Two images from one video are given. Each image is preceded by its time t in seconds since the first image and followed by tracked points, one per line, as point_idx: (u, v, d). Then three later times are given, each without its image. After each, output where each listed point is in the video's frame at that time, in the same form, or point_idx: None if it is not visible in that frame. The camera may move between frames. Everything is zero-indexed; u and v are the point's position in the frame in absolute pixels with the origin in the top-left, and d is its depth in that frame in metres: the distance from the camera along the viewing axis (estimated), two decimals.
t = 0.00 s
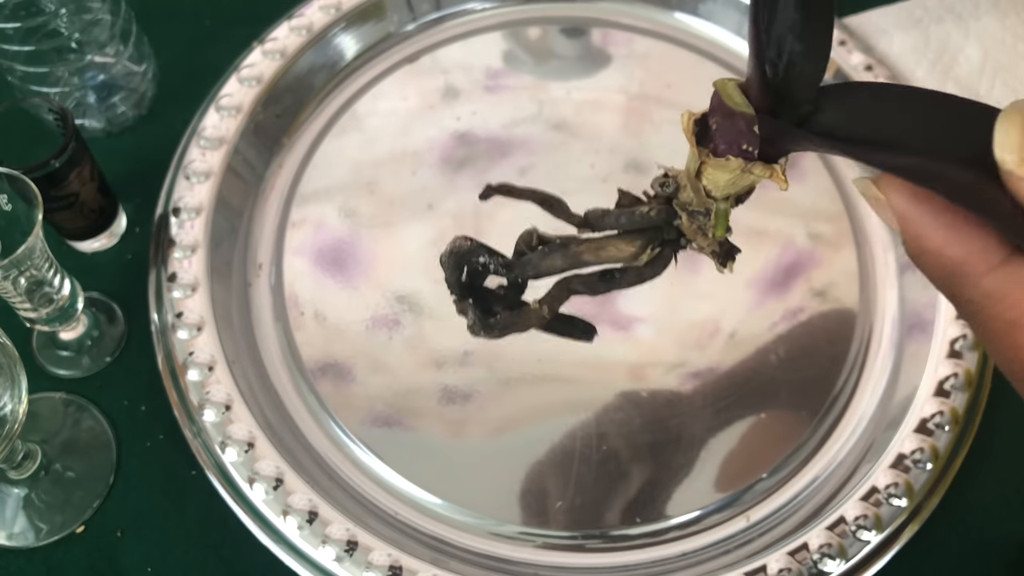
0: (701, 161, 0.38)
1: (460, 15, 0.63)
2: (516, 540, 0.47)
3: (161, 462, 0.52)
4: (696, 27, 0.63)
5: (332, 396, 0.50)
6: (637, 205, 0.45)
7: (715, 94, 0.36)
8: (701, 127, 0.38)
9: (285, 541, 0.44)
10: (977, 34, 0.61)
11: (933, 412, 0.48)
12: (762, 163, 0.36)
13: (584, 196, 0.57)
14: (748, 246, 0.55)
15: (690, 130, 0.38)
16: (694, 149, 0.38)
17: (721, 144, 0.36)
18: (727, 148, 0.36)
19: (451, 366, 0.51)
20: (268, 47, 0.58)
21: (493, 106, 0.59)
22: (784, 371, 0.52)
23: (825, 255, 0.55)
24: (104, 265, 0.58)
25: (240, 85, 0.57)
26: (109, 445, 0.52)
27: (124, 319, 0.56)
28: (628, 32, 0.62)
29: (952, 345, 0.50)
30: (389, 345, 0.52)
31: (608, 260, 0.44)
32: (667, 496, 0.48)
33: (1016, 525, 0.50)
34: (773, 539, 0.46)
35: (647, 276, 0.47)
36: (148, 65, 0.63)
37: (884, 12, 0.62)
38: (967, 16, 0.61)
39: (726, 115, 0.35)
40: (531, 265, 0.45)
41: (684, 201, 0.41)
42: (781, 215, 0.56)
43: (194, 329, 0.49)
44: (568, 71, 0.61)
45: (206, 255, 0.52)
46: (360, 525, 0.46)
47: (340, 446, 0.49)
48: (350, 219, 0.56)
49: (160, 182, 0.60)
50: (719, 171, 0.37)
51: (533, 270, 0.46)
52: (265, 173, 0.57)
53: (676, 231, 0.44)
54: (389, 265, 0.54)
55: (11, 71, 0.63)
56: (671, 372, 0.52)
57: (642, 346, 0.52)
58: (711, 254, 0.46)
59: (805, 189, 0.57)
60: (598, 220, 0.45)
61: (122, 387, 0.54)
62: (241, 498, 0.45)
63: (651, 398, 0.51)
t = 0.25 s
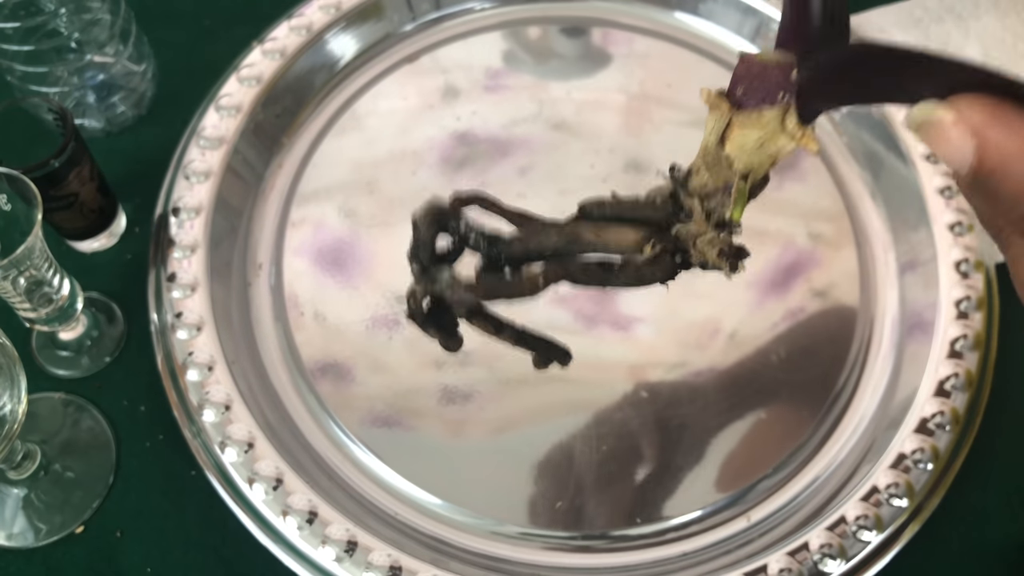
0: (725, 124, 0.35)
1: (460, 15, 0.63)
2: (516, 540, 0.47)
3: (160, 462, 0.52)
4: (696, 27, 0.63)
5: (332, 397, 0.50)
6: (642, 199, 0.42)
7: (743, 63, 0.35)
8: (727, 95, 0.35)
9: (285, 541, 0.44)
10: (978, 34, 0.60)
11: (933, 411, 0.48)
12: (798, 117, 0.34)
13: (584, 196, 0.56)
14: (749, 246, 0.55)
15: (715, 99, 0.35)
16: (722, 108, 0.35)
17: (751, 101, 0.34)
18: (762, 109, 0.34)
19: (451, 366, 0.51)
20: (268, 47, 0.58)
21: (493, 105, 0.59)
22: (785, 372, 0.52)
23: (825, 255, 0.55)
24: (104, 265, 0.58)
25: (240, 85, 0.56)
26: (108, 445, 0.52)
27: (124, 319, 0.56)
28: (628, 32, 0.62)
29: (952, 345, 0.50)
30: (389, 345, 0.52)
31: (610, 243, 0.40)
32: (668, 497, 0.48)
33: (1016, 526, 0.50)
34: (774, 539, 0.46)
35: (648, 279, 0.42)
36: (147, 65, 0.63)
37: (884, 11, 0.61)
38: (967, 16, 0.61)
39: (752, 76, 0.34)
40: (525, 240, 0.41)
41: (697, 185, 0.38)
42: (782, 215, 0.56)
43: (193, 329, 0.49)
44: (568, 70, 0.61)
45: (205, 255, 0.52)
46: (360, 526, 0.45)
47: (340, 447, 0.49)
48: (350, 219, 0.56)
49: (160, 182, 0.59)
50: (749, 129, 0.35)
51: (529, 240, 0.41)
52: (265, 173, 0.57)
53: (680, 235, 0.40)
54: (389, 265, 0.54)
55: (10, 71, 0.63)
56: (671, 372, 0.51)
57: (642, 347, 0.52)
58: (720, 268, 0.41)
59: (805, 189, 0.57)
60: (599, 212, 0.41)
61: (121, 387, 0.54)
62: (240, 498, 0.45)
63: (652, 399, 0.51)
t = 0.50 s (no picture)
0: (735, 124, 0.36)
1: (460, 14, 0.63)
2: (516, 541, 0.47)
3: (159, 462, 0.52)
4: (696, 26, 0.63)
5: (331, 397, 0.50)
6: (646, 197, 0.42)
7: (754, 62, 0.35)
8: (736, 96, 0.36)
9: (284, 542, 0.44)
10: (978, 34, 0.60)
11: (934, 412, 0.48)
12: (805, 121, 0.35)
13: (584, 195, 0.56)
14: (750, 246, 0.55)
15: (722, 100, 0.36)
16: (729, 110, 0.36)
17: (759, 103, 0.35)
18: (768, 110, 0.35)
19: (451, 366, 0.51)
20: (267, 46, 0.58)
21: (493, 105, 0.59)
22: (785, 372, 0.51)
23: (826, 255, 0.55)
24: (103, 265, 0.58)
25: (239, 85, 0.56)
26: (107, 446, 0.52)
27: (123, 319, 0.56)
28: (629, 32, 0.62)
29: (952, 345, 0.50)
30: (388, 345, 0.51)
31: (613, 239, 0.40)
32: (669, 497, 0.48)
33: (1017, 526, 0.50)
34: (774, 540, 0.46)
35: (651, 279, 0.42)
36: (147, 64, 0.63)
37: (885, 11, 0.61)
38: (969, 15, 0.61)
39: (761, 78, 0.34)
40: (528, 229, 0.42)
41: (703, 184, 0.39)
42: (783, 215, 0.56)
43: (192, 329, 0.49)
44: (568, 70, 0.61)
45: (204, 255, 0.51)
46: (359, 526, 0.45)
47: (340, 447, 0.49)
48: (350, 219, 0.55)
49: (159, 182, 0.59)
50: (757, 131, 0.35)
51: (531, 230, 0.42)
52: (264, 173, 0.57)
53: (682, 236, 0.42)
54: (389, 265, 0.54)
55: (9, 70, 0.63)
56: (671, 372, 0.51)
57: (643, 347, 0.52)
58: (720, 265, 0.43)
59: (805, 189, 0.57)
60: (603, 208, 0.42)
61: (120, 387, 0.54)
62: (239, 499, 0.45)
63: (652, 399, 0.51)
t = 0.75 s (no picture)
0: (729, 98, 0.34)
1: (460, 14, 0.63)
2: (516, 540, 0.47)
3: (159, 462, 0.52)
4: (696, 26, 0.63)
5: (331, 397, 0.50)
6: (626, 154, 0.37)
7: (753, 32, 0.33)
8: (733, 66, 0.33)
9: (285, 541, 0.44)
10: (978, 35, 0.60)
11: (933, 412, 0.48)
12: (797, 103, 0.33)
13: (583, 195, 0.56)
14: (750, 246, 0.55)
15: (720, 70, 0.33)
16: (725, 83, 0.34)
17: (754, 79, 0.33)
18: (762, 86, 0.33)
19: (451, 366, 0.51)
20: (268, 46, 0.58)
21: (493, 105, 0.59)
22: (785, 372, 0.52)
23: (826, 255, 0.55)
24: (103, 265, 0.58)
25: (240, 85, 0.56)
26: (107, 445, 0.52)
27: (123, 319, 0.56)
28: (628, 32, 0.62)
29: (952, 345, 0.50)
30: (389, 345, 0.51)
31: (604, 202, 0.36)
32: (668, 497, 0.48)
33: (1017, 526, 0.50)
34: (774, 539, 0.46)
35: (634, 235, 0.39)
36: (147, 64, 0.63)
37: (885, 11, 0.61)
38: (968, 15, 0.61)
39: (761, 53, 0.32)
40: (521, 190, 0.36)
41: (690, 149, 0.37)
42: (783, 215, 0.56)
43: (192, 329, 0.49)
44: (568, 70, 0.61)
45: (205, 255, 0.51)
46: (359, 526, 0.45)
47: (340, 447, 0.49)
48: (350, 218, 0.55)
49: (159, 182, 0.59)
50: (749, 109, 0.34)
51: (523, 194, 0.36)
52: (265, 173, 0.57)
53: (668, 191, 0.37)
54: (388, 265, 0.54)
55: (9, 70, 0.63)
56: (671, 372, 0.51)
57: (642, 347, 0.52)
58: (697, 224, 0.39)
59: (805, 188, 0.57)
60: (596, 167, 0.36)
61: (120, 387, 0.54)
62: (239, 498, 0.45)
63: (652, 398, 0.51)
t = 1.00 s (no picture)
0: (773, 126, 0.37)
1: (460, 15, 0.63)
2: (516, 540, 0.47)
3: (160, 462, 0.52)
4: (696, 26, 0.63)
5: (332, 397, 0.50)
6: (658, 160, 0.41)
7: (790, 61, 0.35)
8: (773, 91, 0.36)
9: (285, 541, 0.44)
10: (977, 35, 0.61)
11: (933, 412, 0.48)
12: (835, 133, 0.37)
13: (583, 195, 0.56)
14: (749, 246, 0.55)
15: (761, 99, 0.37)
16: (772, 116, 0.37)
17: (795, 108, 0.36)
18: (806, 116, 0.35)
19: (451, 366, 0.51)
20: (268, 47, 0.58)
21: (493, 105, 0.59)
22: (785, 372, 0.52)
23: (825, 255, 0.55)
24: (104, 265, 0.58)
25: (240, 85, 0.56)
26: (108, 445, 0.52)
27: (123, 319, 0.56)
28: (628, 32, 0.62)
29: (952, 345, 0.50)
30: (389, 345, 0.52)
31: (661, 222, 0.41)
32: (668, 497, 0.48)
33: (1016, 526, 0.50)
34: (774, 539, 0.46)
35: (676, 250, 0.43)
36: (148, 64, 0.63)
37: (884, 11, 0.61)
38: (968, 15, 0.61)
39: (804, 83, 0.35)
40: (594, 245, 0.41)
41: (731, 163, 0.39)
42: (782, 215, 0.56)
43: (193, 329, 0.49)
44: (568, 71, 0.61)
45: (205, 255, 0.52)
46: (359, 525, 0.45)
47: (340, 446, 0.49)
48: (350, 219, 0.56)
49: (160, 181, 0.60)
50: (792, 138, 0.37)
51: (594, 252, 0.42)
52: (265, 173, 0.57)
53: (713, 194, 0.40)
54: (389, 265, 0.54)
55: (10, 71, 0.63)
56: (671, 372, 0.51)
57: (643, 347, 0.52)
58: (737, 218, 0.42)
59: (805, 189, 0.57)
60: (646, 192, 0.41)
61: (121, 387, 0.54)
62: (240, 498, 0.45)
63: (652, 399, 0.51)
